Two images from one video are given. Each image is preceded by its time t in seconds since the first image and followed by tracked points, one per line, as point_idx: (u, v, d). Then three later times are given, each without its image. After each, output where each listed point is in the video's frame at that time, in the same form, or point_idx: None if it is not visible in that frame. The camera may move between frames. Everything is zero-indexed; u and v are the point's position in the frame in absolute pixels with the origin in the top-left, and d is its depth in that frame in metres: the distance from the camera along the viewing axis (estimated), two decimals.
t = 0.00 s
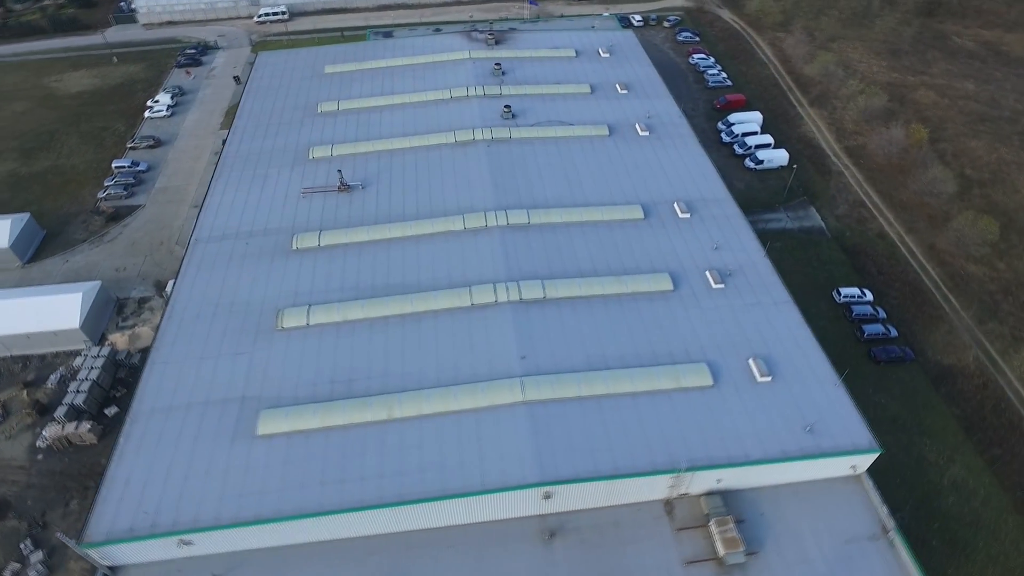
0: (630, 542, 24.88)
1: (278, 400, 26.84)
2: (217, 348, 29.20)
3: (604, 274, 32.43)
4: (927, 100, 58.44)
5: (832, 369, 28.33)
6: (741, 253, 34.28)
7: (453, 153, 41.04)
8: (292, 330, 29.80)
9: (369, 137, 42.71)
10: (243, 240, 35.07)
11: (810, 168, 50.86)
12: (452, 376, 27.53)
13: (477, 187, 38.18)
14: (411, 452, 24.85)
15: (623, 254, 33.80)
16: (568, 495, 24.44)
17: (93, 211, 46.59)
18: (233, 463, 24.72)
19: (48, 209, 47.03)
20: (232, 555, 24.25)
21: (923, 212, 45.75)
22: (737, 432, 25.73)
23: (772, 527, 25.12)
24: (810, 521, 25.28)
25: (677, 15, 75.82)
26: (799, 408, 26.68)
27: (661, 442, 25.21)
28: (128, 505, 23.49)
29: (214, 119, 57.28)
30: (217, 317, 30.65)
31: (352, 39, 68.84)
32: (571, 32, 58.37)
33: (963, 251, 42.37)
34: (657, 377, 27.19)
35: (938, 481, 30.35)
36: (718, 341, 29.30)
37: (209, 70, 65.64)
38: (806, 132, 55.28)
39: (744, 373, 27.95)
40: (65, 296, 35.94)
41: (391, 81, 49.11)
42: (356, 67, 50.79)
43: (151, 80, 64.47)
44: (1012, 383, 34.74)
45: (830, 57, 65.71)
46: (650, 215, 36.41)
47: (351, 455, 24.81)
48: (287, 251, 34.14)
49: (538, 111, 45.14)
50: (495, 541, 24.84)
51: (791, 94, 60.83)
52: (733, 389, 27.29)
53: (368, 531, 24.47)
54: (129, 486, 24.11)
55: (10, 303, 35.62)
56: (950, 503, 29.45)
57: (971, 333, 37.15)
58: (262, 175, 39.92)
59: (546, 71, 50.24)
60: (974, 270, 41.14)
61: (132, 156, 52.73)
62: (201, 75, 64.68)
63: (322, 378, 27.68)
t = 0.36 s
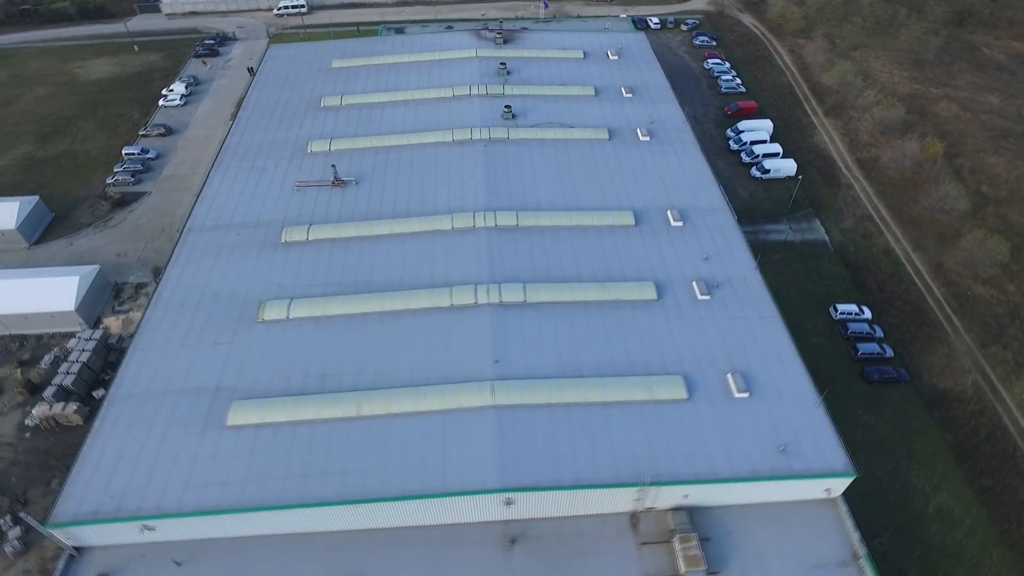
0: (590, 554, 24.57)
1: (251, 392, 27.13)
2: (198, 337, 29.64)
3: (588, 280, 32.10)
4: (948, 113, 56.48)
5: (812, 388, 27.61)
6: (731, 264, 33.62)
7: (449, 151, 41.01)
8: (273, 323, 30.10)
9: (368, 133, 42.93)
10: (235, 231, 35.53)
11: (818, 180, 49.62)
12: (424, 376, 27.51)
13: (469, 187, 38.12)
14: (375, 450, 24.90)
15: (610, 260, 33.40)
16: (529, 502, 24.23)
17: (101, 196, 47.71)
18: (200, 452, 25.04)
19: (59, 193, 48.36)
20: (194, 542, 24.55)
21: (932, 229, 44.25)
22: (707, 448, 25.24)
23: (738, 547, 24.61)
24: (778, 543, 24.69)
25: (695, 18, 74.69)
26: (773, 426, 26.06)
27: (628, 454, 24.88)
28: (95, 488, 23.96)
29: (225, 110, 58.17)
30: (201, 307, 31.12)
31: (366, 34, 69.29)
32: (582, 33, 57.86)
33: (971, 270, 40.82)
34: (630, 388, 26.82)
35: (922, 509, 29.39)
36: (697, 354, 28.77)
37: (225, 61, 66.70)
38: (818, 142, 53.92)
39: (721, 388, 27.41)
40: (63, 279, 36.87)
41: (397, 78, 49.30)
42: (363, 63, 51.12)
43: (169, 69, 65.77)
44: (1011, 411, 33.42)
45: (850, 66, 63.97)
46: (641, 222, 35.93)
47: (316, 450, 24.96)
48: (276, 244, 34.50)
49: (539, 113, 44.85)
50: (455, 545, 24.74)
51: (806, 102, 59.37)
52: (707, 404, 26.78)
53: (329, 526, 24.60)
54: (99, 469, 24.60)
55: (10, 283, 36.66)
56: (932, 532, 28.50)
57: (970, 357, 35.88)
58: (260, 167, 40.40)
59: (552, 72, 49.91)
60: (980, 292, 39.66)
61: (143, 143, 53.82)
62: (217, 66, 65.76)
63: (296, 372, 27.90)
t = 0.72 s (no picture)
0: (547, 564, 24.31)
1: (220, 386, 27.33)
2: (175, 330, 29.96)
3: (566, 286, 31.74)
4: (961, 124, 54.72)
5: (786, 405, 26.93)
6: (714, 274, 32.98)
7: (439, 151, 40.90)
8: (248, 318, 30.30)
9: (361, 131, 43.01)
10: (221, 225, 35.86)
11: (819, 190, 48.52)
12: (391, 377, 27.46)
13: (456, 187, 37.96)
14: (336, 450, 24.93)
15: (590, 267, 33.00)
16: (486, 509, 24.06)
17: (102, 186, 48.55)
18: (164, 444, 25.31)
19: (62, 181, 49.40)
20: (155, 534, 24.83)
21: (934, 244, 42.96)
22: (671, 463, 24.81)
23: (698, 564, 24.17)
24: (739, 563, 24.20)
25: (707, 21, 73.61)
26: (741, 443, 25.52)
27: (589, 465, 24.56)
28: (60, 475, 24.37)
29: (229, 102, 58.79)
30: (180, 299, 31.45)
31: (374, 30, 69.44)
32: (586, 34, 57.32)
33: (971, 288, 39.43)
34: (597, 398, 26.47)
35: (897, 533, 28.64)
36: (670, 366, 28.29)
37: (234, 54, 67.42)
38: (822, 150, 52.70)
39: (691, 402, 26.91)
40: (54, 266, 37.61)
41: (395, 75, 49.30)
42: (363, 60, 51.21)
43: (178, 61, 66.67)
44: (1000, 435, 32.28)
45: (862, 73, 62.37)
46: (625, 228, 35.44)
47: (278, 447, 25.07)
48: (259, 239, 34.73)
49: (533, 114, 44.52)
50: (411, 548, 24.66)
51: (814, 109, 58.07)
52: (675, 417, 26.33)
53: (287, 524, 24.70)
54: (65, 456, 25.02)
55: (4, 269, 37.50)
56: (906, 557, 27.77)
57: (961, 379, 34.79)
58: (252, 162, 40.71)
59: (550, 73, 49.49)
60: (978, 311, 38.34)
61: (147, 134, 54.65)
62: (226, 59, 66.50)
63: (266, 368, 28.04)
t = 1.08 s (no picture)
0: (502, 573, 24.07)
1: (190, 380, 27.55)
2: (152, 322, 30.25)
3: (543, 292, 31.44)
4: (973, 136, 53.06)
5: (756, 423, 26.37)
6: (696, 285, 32.41)
7: (429, 151, 40.81)
8: (224, 312, 30.52)
9: (354, 129, 43.10)
10: (208, 219, 36.17)
11: (819, 200, 47.47)
12: (359, 378, 27.44)
13: (442, 188, 37.83)
14: (297, 449, 24.99)
15: (569, 273, 32.66)
16: (442, 515, 23.92)
17: (104, 176, 49.34)
18: (130, 435, 25.61)
19: (66, 170, 50.31)
20: (118, 524, 25.11)
21: (933, 260, 41.77)
22: (632, 476, 24.43)
23: None
24: None
25: (718, 25, 72.50)
26: (706, 459, 25.05)
27: (548, 475, 24.29)
28: (27, 462, 24.79)
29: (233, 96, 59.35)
30: (161, 292, 31.78)
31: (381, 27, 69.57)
32: (590, 36, 56.77)
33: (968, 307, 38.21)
34: (563, 407, 26.17)
35: (870, 557, 27.94)
36: (641, 377, 27.87)
37: (242, 48, 68.08)
38: (826, 160, 51.54)
39: (659, 415, 26.48)
40: (47, 254, 38.33)
41: (393, 74, 49.33)
42: (363, 57, 51.33)
43: (188, 54, 67.51)
44: (987, 462, 31.28)
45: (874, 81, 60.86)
46: (609, 235, 35.01)
47: (240, 444, 25.22)
48: (243, 234, 34.97)
49: (527, 116, 44.20)
50: (368, 550, 24.60)
51: (821, 118, 56.80)
52: (641, 430, 25.93)
53: (246, 520, 24.79)
54: (34, 443, 25.44)
55: None
56: None
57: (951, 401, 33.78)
58: (244, 157, 41.01)
59: (549, 75, 49.11)
60: (975, 331, 37.15)
61: (152, 126, 55.41)
62: (234, 52, 67.17)
63: (237, 364, 28.20)
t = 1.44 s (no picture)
0: None
1: (163, 371, 27.84)
2: (132, 311, 30.62)
3: (521, 297, 31.13)
4: (988, 151, 51.27)
5: (725, 439, 25.80)
6: (678, 295, 31.80)
7: (421, 150, 40.74)
8: (203, 305, 30.77)
9: (349, 125, 43.21)
10: (197, 211, 36.55)
11: (821, 212, 46.30)
12: (328, 376, 27.44)
13: (430, 188, 37.73)
14: (260, 446, 25.11)
15: (550, 279, 32.31)
16: (399, 518, 23.82)
17: (108, 164, 50.25)
18: (100, 424, 25.97)
19: (73, 157, 51.32)
20: (83, 510, 25.47)
21: (934, 279, 40.47)
22: (593, 489, 24.07)
23: None
24: None
25: (732, 29, 71.18)
26: (670, 475, 24.58)
27: (507, 484, 24.04)
28: None
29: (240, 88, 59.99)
30: (144, 282, 32.18)
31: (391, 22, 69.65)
32: (596, 37, 56.10)
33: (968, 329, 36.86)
34: (528, 415, 25.90)
35: None
36: (611, 388, 27.44)
37: (254, 41, 68.78)
38: (832, 171, 50.23)
39: (626, 427, 26.05)
40: (42, 240, 39.12)
41: (394, 71, 49.36)
42: (366, 54, 51.44)
43: (201, 45, 68.38)
44: (973, 490, 30.25)
45: (889, 91, 59.13)
46: (594, 241, 34.55)
47: (205, 437, 25.42)
48: (230, 227, 35.26)
49: (523, 118, 43.87)
50: (325, 550, 24.58)
51: (830, 127, 55.38)
52: (607, 441, 25.54)
53: (207, 513, 24.95)
54: (7, 428, 25.93)
55: None
56: None
57: (940, 427, 32.69)
58: (239, 150, 41.35)
59: (549, 76, 48.68)
60: (972, 354, 35.86)
61: (159, 116, 56.30)
62: (245, 45, 67.89)
63: (210, 357, 28.41)
